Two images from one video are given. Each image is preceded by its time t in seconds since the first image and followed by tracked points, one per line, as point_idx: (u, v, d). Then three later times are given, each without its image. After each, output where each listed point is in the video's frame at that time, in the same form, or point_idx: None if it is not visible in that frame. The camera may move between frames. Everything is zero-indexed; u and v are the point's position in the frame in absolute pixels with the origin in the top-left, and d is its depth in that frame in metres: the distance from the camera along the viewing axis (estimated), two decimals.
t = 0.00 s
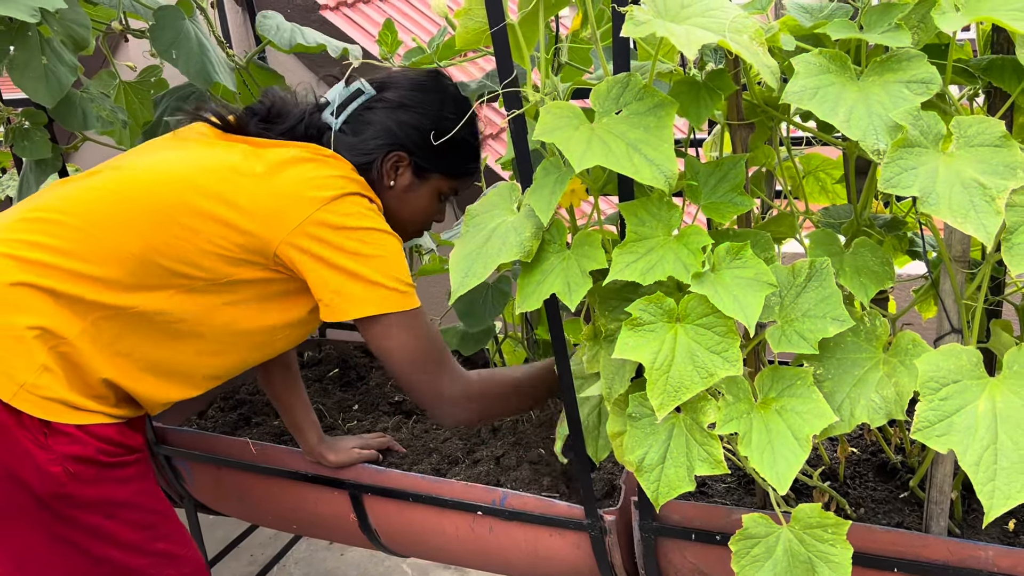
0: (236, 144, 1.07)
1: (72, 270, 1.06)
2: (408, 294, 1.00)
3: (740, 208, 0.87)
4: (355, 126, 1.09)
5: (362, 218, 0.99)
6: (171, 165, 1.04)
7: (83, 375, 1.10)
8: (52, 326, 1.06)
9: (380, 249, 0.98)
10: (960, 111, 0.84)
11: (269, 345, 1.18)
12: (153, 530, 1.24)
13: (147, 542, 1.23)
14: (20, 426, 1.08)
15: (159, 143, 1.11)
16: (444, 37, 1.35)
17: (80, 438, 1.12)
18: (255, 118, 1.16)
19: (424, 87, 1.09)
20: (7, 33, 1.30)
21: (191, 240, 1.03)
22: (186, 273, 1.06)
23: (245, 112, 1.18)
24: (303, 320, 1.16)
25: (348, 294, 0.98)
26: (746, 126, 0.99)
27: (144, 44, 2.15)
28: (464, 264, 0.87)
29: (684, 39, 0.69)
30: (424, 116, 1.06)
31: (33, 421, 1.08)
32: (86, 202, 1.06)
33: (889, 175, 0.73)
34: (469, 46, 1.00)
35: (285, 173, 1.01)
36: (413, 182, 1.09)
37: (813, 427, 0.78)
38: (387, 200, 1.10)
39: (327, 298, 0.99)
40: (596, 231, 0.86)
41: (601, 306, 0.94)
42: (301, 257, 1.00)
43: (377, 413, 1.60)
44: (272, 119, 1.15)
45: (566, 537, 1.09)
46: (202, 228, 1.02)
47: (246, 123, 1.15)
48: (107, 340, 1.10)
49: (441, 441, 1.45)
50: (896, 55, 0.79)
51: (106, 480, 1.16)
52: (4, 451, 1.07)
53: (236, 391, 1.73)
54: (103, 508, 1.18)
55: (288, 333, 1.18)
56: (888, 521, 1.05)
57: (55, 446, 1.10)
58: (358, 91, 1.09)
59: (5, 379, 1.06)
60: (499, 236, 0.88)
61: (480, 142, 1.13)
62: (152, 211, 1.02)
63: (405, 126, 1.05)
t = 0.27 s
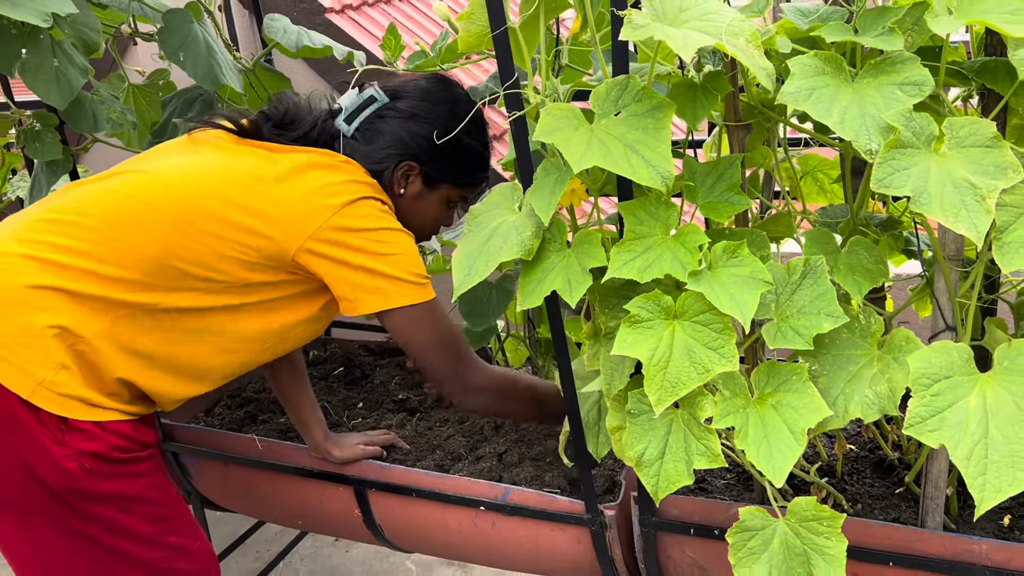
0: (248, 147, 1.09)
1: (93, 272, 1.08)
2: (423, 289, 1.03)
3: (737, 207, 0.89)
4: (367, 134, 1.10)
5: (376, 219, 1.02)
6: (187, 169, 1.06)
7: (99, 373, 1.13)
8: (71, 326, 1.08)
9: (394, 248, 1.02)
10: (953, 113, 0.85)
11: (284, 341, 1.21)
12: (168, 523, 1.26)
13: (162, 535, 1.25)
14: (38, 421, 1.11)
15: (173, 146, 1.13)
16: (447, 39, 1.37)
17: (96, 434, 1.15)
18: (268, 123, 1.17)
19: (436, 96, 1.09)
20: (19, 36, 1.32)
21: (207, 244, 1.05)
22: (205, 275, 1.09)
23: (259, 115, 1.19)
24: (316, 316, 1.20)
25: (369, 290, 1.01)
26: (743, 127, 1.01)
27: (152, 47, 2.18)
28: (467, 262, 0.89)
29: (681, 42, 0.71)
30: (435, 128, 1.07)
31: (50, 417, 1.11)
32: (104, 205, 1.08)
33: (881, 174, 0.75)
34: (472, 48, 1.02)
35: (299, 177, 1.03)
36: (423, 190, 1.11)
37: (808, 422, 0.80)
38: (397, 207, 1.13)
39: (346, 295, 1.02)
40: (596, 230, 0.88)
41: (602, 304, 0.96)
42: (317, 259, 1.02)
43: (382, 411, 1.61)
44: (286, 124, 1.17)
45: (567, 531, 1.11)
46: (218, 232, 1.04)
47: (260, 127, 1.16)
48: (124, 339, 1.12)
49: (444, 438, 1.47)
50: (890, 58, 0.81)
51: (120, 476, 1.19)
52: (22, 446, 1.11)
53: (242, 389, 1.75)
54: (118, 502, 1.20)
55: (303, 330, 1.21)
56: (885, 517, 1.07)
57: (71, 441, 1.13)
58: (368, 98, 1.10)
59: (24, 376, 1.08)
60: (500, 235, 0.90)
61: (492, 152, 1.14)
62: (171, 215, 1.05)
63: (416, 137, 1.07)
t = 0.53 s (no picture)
0: (276, 156, 1.13)
1: (121, 270, 1.11)
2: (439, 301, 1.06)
3: (741, 201, 0.91)
4: (390, 149, 1.14)
5: (398, 231, 1.05)
6: (216, 174, 1.10)
7: (126, 367, 1.17)
8: (100, 321, 1.12)
9: (413, 260, 1.04)
10: (953, 110, 0.87)
11: (303, 344, 1.24)
12: (191, 510, 1.30)
13: (184, 521, 1.29)
14: (67, 411, 1.15)
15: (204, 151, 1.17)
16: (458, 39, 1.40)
17: (122, 424, 1.17)
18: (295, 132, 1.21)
19: (460, 118, 1.13)
20: (43, 37, 1.35)
21: (235, 248, 1.09)
22: (229, 278, 1.12)
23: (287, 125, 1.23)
24: (334, 321, 1.22)
25: (387, 300, 1.04)
26: (747, 124, 1.03)
27: (168, 46, 2.22)
28: (478, 256, 0.92)
29: (686, 40, 0.73)
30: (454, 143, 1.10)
31: (79, 407, 1.15)
32: (135, 206, 1.11)
33: (881, 169, 0.77)
34: (484, 47, 1.05)
35: (325, 189, 1.07)
36: (440, 208, 1.14)
37: (808, 409, 0.82)
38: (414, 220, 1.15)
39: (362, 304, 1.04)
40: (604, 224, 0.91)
41: (609, 296, 0.98)
42: (338, 267, 1.05)
43: (393, 404, 1.64)
44: (311, 134, 1.21)
45: (576, 521, 1.14)
46: (246, 236, 1.08)
47: (288, 134, 1.19)
48: (152, 336, 1.16)
49: (455, 430, 1.50)
50: (891, 56, 0.83)
51: (145, 464, 1.22)
52: (52, 434, 1.15)
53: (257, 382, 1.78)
54: (142, 490, 1.23)
55: (321, 334, 1.24)
56: (887, 507, 1.08)
57: (98, 431, 1.16)
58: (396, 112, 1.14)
59: (54, 368, 1.12)
60: (510, 229, 0.93)
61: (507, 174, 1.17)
62: (199, 218, 1.08)
63: (436, 155, 1.10)
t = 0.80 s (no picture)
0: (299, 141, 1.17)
1: (152, 253, 1.16)
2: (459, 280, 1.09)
3: (757, 192, 0.94)
4: (410, 135, 1.17)
5: (417, 211, 1.08)
6: (243, 160, 1.14)
7: (158, 349, 1.21)
8: (133, 303, 1.16)
9: (431, 238, 1.08)
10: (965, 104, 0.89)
11: (324, 329, 1.27)
12: (219, 493, 1.34)
13: (212, 504, 1.33)
14: (104, 392, 1.19)
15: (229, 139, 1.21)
16: (480, 36, 1.43)
17: (155, 405, 1.22)
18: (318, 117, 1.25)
19: (478, 105, 1.15)
20: (81, 34, 1.40)
21: (262, 230, 1.12)
22: (255, 260, 1.15)
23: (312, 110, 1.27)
24: (356, 307, 1.26)
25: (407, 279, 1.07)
26: (764, 118, 1.05)
27: (195, 44, 2.27)
28: (500, 244, 0.95)
29: (704, 36, 0.76)
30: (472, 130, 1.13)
31: (115, 389, 1.20)
32: (164, 191, 1.15)
33: (893, 161, 0.79)
34: (507, 43, 1.08)
35: (347, 171, 1.10)
36: (458, 193, 1.17)
37: (822, 396, 0.85)
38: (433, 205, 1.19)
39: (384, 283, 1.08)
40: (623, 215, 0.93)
41: (628, 286, 1.01)
42: (361, 246, 1.09)
43: (414, 393, 1.68)
44: (335, 119, 1.24)
45: (593, 507, 1.17)
46: (271, 217, 1.11)
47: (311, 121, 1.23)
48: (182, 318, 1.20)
49: (474, 418, 1.53)
50: (904, 51, 0.85)
51: (177, 446, 1.27)
52: (90, 415, 1.20)
53: (281, 371, 1.82)
54: (175, 471, 1.28)
55: (343, 319, 1.27)
56: (899, 494, 1.11)
57: (133, 412, 1.21)
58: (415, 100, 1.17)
59: (91, 349, 1.16)
60: (532, 219, 0.95)
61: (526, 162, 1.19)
62: (227, 202, 1.12)
63: (454, 141, 1.13)
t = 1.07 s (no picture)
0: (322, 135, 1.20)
1: (179, 244, 1.19)
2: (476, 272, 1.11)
3: (774, 186, 0.96)
4: (429, 126, 1.19)
5: (437, 203, 1.10)
6: (269, 153, 1.17)
7: (185, 337, 1.24)
8: (162, 292, 1.20)
9: (451, 230, 1.10)
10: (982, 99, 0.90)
11: (345, 319, 1.30)
12: (245, 480, 1.37)
13: (239, 491, 1.37)
14: (135, 379, 1.23)
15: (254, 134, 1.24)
16: (503, 33, 1.45)
17: (184, 393, 1.26)
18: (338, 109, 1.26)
19: (495, 96, 1.18)
20: (115, 31, 1.45)
21: (286, 222, 1.15)
22: (279, 251, 1.18)
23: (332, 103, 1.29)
24: (376, 299, 1.28)
25: (427, 269, 1.09)
26: (782, 113, 1.07)
27: (222, 42, 2.32)
28: (521, 237, 0.97)
29: (724, 32, 0.78)
30: (490, 120, 1.16)
31: (146, 376, 1.23)
32: (192, 184, 1.19)
33: (909, 155, 0.80)
34: (529, 40, 1.10)
35: (369, 164, 1.13)
36: (476, 183, 1.19)
37: (839, 386, 0.86)
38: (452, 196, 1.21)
39: (403, 274, 1.10)
40: (643, 209, 0.95)
41: (647, 278, 1.03)
42: (382, 238, 1.12)
43: (435, 385, 1.71)
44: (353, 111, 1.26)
45: (612, 496, 1.19)
46: (295, 209, 1.14)
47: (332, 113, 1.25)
48: (210, 308, 1.24)
49: (494, 410, 1.55)
50: (921, 48, 0.86)
51: (205, 432, 1.30)
52: (121, 402, 1.23)
53: (305, 363, 1.86)
54: (206, 458, 1.31)
55: (363, 310, 1.30)
56: (916, 486, 1.12)
57: (164, 399, 1.24)
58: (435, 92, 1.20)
59: (122, 337, 1.20)
60: (553, 212, 0.98)
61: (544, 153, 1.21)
62: (253, 195, 1.15)
63: (472, 131, 1.16)
